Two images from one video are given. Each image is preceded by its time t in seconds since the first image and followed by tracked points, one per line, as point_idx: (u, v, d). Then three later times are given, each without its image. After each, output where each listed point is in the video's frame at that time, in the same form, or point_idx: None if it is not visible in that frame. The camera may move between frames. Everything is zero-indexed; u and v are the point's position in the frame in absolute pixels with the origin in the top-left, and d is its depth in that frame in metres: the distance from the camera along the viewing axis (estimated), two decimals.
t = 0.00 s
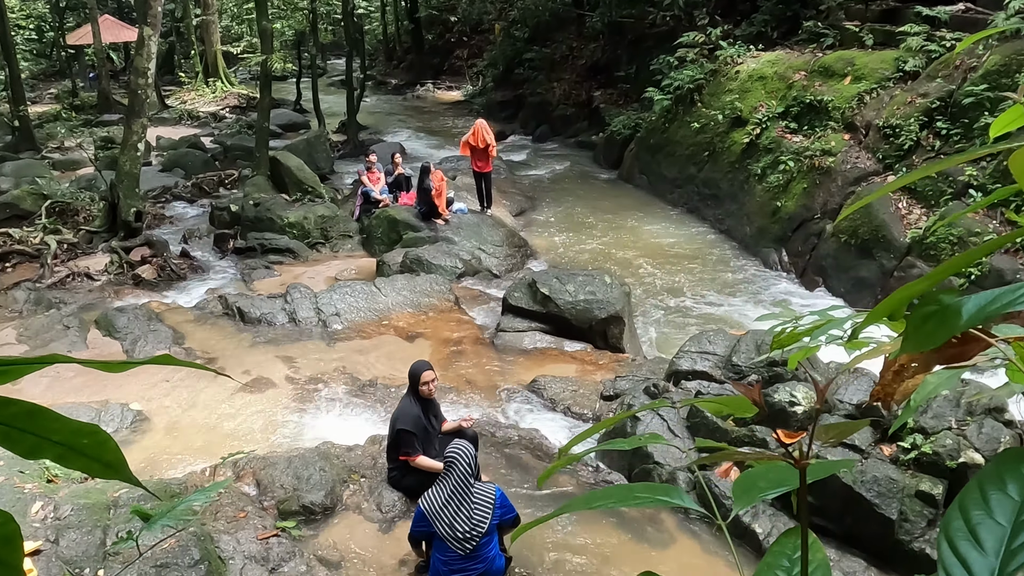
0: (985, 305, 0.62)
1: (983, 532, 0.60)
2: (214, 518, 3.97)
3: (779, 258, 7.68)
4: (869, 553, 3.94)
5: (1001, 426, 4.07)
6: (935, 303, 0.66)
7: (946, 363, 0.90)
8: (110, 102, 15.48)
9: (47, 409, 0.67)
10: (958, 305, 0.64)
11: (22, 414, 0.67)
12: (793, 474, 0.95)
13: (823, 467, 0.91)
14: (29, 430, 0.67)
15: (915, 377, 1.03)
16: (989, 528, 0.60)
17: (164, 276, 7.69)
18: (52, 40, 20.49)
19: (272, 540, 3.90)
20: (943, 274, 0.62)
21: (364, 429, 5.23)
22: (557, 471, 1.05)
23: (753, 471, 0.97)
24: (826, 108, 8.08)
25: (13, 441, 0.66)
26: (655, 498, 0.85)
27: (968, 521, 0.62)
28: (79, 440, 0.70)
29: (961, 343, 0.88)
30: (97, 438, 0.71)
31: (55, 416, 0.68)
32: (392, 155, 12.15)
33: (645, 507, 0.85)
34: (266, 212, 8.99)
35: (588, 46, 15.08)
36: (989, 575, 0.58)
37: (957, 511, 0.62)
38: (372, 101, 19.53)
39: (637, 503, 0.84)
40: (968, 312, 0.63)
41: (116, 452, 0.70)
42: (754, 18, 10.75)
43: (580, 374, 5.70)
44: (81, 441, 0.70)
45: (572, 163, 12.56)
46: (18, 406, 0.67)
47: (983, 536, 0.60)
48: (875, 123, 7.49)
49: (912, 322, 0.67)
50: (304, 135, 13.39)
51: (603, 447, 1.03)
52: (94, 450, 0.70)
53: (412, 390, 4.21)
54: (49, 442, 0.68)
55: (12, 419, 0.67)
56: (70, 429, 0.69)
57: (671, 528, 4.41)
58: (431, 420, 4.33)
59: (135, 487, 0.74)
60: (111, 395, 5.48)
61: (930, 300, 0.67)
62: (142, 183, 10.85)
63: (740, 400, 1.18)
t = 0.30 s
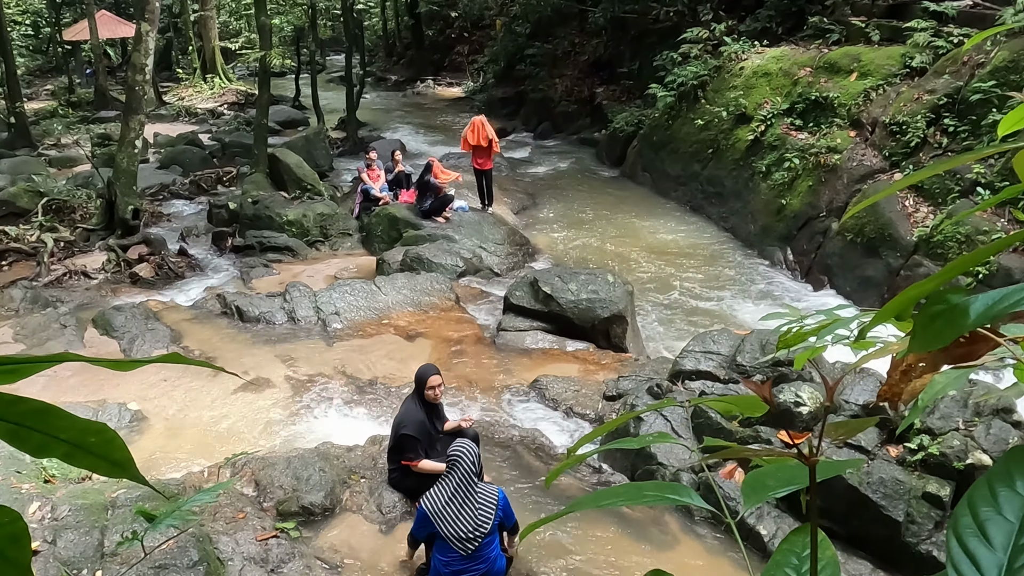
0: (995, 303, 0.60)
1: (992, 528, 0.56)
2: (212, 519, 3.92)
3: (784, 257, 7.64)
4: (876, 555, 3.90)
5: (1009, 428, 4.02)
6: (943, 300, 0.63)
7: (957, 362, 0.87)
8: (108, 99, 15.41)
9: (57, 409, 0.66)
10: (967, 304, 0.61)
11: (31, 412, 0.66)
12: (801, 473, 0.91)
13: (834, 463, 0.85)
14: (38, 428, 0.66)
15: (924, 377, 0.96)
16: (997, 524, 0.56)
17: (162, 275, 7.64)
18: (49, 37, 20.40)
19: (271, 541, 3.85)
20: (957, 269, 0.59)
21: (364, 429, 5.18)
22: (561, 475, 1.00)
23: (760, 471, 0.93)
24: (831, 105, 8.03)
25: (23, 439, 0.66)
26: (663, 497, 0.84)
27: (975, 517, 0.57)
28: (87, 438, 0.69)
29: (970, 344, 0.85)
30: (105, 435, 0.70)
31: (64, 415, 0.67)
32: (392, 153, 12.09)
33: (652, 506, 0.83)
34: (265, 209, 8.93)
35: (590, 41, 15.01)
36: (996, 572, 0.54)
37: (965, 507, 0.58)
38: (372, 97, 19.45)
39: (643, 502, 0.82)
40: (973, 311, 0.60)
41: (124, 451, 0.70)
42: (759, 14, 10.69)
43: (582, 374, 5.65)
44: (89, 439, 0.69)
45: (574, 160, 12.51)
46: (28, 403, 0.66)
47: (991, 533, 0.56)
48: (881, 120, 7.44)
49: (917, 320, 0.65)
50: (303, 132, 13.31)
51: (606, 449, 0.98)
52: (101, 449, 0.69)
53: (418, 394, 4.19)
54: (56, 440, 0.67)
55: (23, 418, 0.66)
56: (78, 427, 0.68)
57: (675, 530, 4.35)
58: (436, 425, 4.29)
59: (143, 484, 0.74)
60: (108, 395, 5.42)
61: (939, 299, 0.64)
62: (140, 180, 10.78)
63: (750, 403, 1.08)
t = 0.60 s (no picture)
0: (991, 304, 0.57)
1: (987, 534, 0.57)
2: (209, 520, 3.86)
3: (788, 256, 7.59)
4: (880, 557, 3.86)
5: (1017, 429, 3.98)
6: (939, 302, 0.61)
7: (958, 367, 0.87)
8: (105, 95, 15.33)
9: (52, 411, 0.62)
10: (964, 305, 0.58)
11: (22, 414, 0.62)
12: (799, 475, 0.84)
13: (831, 465, 0.82)
14: (29, 430, 0.62)
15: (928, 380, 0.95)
16: (991, 529, 0.57)
17: (159, 273, 7.58)
18: (44, 32, 20.33)
19: (269, 543, 3.79)
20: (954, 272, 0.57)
21: (364, 430, 5.13)
22: (558, 476, 0.95)
23: (758, 472, 0.86)
24: (837, 102, 7.99)
25: (11, 442, 0.61)
26: (660, 501, 0.78)
27: (971, 521, 0.58)
28: (78, 440, 0.65)
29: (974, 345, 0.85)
30: (97, 438, 0.66)
31: (55, 417, 0.63)
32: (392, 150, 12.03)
33: (648, 510, 0.78)
34: (263, 207, 8.87)
35: (592, 38, 14.94)
36: None
37: (961, 512, 0.58)
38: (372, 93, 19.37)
39: (639, 506, 0.77)
40: (972, 312, 0.58)
41: (117, 454, 0.66)
42: (763, 9, 10.62)
43: (584, 375, 5.59)
44: (81, 441, 0.65)
45: (575, 158, 12.44)
46: (17, 405, 0.61)
47: (986, 538, 0.57)
48: (888, 116, 7.40)
49: (915, 323, 0.62)
50: (302, 129, 13.25)
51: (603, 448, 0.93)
52: (94, 450, 0.66)
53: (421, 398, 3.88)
54: (47, 442, 0.63)
55: (10, 420, 0.62)
56: (70, 429, 0.64)
57: (677, 532, 4.29)
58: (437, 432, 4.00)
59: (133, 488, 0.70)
60: (104, 395, 5.37)
61: (937, 298, 0.61)
62: (137, 177, 10.72)
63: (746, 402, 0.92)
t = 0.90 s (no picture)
0: (999, 303, 0.55)
1: (995, 534, 0.56)
2: (207, 521, 3.80)
3: (793, 255, 7.54)
4: (886, 561, 3.79)
5: None
6: (946, 300, 0.59)
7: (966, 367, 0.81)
8: (102, 91, 15.24)
9: (46, 410, 0.65)
10: (971, 303, 0.57)
11: (14, 412, 0.65)
12: (801, 476, 0.79)
13: (837, 465, 0.77)
14: (21, 428, 0.65)
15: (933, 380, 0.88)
16: (999, 531, 0.56)
17: (156, 272, 7.52)
18: (40, 28, 20.23)
19: (267, 544, 3.73)
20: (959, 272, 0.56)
21: (363, 430, 5.07)
22: (556, 476, 0.88)
23: (760, 472, 0.81)
24: (843, 98, 7.94)
25: (6, 440, 0.64)
26: (660, 501, 0.74)
27: (978, 523, 0.57)
28: (70, 439, 0.67)
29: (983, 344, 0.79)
30: (90, 437, 0.69)
31: (48, 416, 0.65)
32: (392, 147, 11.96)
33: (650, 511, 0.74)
34: (261, 205, 8.82)
35: (594, 33, 14.87)
36: None
37: (969, 513, 0.58)
38: (372, 90, 19.29)
39: (639, 508, 0.73)
40: (979, 311, 0.56)
41: (109, 453, 0.69)
42: (768, 5, 10.56)
43: (586, 375, 5.54)
44: (72, 441, 0.68)
45: (577, 155, 12.37)
46: (11, 404, 0.64)
47: (994, 540, 0.56)
48: (894, 113, 7.35)
49: (919, 321, 0.60)
50: (302, 126, 13.18)
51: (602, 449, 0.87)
52: (86, 449, 0.68)
53: (425, 398, 3.68)
54: (40, 441, 0.66)
55: (5, 418, 0.65)
56: (63, 428, 0.66)
57: (680, 534, 4.24)
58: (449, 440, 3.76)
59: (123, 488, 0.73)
60: (100, 394, 5.31)
61: (940, 297, 0.60)
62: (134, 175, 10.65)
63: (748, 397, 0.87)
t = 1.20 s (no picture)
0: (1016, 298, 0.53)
1: (1015, 535, 0.48)
2: (204, 522, 3.73)
3: (798, 253, 7.49)
4: (893, 563, 3.75)
5: None
6: (959, 296, 0.55)
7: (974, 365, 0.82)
8: (99, 88, 15.16)
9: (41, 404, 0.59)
10: (986, 298, 0.54)
11: (9, 407, 0.60)
12: (814, 474, 0.76)
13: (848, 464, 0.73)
14: (17, 425, 0.60)
15: (942, 379, 0.89)
16: (1019, 531, 0.49)
17: (153, 270, 7.46)
18: (37, 24, 20.14)
19: (266, 546, 3.66)
20: (974, 266, 0.52)
21: (363, 431, 5.02)
22: (562, 476, 0.84)
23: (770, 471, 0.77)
24: (849, 95, 7.89)
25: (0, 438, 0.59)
26: (667, 501, 0.71)
27: (995, 523, 0.50)
28: (69, 435, 0.62)
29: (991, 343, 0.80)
30: (92, 433, 0.63)
31: (46, 411, 0.60)
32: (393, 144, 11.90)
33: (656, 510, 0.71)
34: (260, 203, 8.76)
35: (597, 29, 14.80)
36: None
37: (983, 510, 0.50)
38: (372, 87, 19.22)
39: (646, 506, 0.70)
40: (993, 306, 0.54)
41: (111, 450, 0.63)
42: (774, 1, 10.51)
43: (588, 375, 5.49)
44: (73, 437, 0.62)
45: (579, 153, 12.31)
46: (8, 399, 0.59)
47: (1012, 539, 0.49)
48: (901, 110, 7.30)
49: (931, 318, 0.57)
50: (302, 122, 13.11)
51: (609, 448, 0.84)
52: (87, 447, 0.63)
53: (434, 399, 3.60)
54: (38, 437, 0.61)
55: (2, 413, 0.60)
56: (61, 423, 0.61)
57: (684, 536, 4.18)
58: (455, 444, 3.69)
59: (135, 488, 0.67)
60: (98, 394, 5.25)
61: (951, 293, 0.57)
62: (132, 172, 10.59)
63: (759, 395, 0.82)
